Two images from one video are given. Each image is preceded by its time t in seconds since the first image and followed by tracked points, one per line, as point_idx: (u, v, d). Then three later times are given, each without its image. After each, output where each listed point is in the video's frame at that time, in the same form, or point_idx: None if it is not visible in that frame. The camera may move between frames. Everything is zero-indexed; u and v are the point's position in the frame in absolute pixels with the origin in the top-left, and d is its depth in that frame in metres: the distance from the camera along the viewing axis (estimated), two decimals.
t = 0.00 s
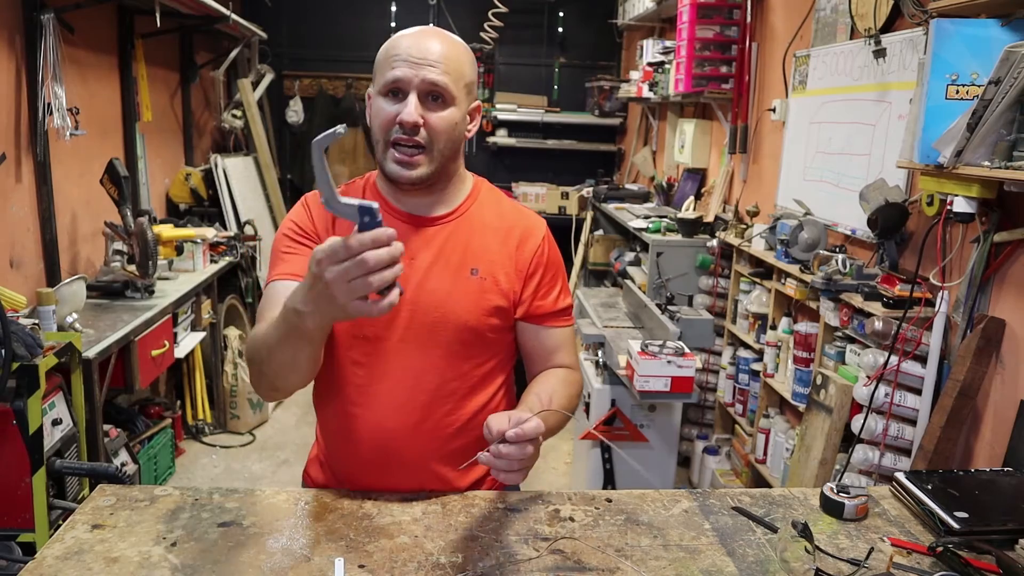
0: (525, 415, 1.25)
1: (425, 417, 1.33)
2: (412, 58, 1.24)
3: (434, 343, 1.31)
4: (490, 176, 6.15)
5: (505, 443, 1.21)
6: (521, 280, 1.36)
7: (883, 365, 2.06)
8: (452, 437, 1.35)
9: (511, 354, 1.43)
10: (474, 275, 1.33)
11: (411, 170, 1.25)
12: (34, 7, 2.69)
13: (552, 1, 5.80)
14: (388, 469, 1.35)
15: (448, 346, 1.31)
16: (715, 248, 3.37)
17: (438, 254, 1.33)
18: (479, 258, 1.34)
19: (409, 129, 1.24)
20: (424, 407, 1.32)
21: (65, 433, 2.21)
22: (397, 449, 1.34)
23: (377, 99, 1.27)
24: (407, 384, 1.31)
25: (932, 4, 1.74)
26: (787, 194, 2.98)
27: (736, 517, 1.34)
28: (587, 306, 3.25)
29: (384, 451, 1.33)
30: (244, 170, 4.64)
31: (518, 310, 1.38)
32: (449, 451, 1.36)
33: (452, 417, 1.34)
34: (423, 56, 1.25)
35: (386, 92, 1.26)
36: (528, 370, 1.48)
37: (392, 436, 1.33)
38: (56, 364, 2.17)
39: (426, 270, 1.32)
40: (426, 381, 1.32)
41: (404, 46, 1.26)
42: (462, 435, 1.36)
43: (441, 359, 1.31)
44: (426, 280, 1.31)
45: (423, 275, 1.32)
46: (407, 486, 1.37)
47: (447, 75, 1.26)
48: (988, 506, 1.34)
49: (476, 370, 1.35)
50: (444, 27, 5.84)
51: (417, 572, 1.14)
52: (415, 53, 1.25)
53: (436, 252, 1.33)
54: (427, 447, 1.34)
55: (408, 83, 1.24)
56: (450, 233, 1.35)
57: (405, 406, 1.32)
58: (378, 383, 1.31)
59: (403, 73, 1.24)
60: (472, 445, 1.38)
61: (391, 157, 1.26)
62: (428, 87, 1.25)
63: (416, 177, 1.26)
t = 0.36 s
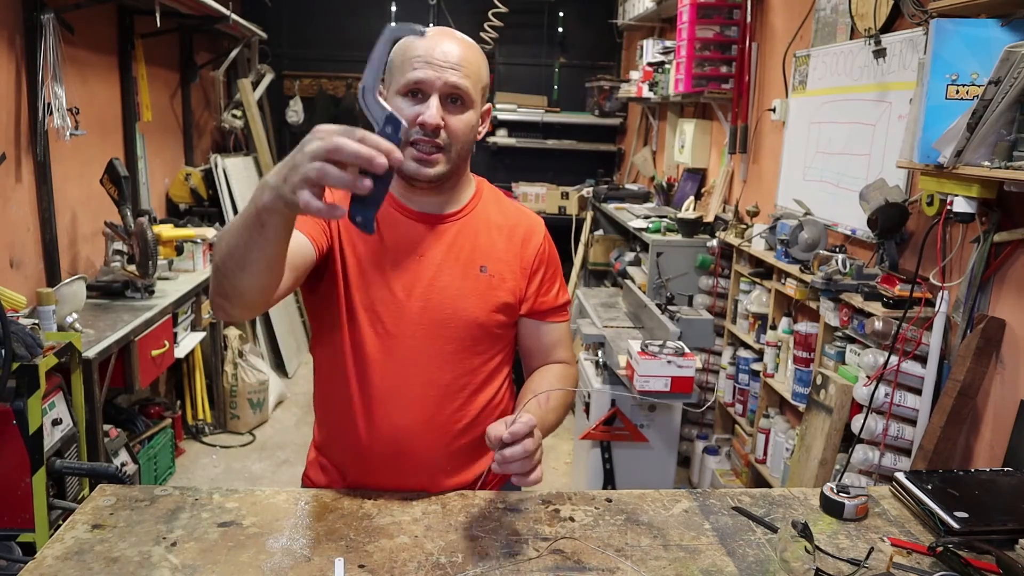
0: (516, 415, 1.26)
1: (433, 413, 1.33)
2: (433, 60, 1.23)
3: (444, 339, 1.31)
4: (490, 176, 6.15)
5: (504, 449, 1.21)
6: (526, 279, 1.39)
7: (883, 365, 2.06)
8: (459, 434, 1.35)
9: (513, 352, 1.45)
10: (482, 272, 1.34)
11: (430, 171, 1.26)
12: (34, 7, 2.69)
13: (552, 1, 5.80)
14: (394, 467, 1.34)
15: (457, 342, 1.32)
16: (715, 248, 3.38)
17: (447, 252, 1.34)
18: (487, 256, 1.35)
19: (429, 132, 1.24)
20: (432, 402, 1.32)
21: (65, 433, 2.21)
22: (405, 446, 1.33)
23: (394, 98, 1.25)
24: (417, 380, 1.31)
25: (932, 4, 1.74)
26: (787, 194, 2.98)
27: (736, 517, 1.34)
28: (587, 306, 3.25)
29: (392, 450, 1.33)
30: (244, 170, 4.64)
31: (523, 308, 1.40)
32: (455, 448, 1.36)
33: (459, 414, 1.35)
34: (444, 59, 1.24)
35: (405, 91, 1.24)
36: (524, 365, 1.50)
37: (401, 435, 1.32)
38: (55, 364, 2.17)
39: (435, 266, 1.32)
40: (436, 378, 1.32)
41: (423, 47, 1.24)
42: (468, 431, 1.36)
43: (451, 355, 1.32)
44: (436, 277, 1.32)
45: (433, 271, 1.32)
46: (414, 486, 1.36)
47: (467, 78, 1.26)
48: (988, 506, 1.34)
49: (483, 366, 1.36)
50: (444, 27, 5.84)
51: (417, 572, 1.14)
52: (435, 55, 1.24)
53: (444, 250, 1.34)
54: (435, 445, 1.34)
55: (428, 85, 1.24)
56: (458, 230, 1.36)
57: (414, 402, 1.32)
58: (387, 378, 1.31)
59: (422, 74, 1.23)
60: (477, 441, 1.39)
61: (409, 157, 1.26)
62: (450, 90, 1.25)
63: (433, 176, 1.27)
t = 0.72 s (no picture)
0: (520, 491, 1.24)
1: (433, 410, 1.33)
2: (432, 56, 1.24)
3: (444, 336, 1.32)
4: (490, 176, 6.15)
5: (514, 532, 1.21)
6: (527, 277, 1.39)
7: (883, 365, 2.06)
8: (461, 432, 1.36)
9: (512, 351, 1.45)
10: (483, 270, 1.34)
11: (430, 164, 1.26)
12: (34, 7, 2.69)
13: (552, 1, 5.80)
14: (393, 465, 1.34)
15: (458, 339, 1.32)
16: (715, 248, 3.38)
17: (449, 250, 1.34)
18: (488, 255, 1.36)
19: (430, 126, 1.23)
20: (432, 398, 1.32)
21: (65, 433, 2.21)
22: (405, 443, 1.33)
23: (394, 94, 1.25)
24: (417, 377, 1.31)
25: (932, 5, 1.74)
26: (787, 194, 2.98)
27: (736, 517, 1.34)
28: (587, 306, 3.25)
29: (393, 449, 1.33)
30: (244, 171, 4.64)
31: (523, 306, 1.40)
32: (454, 446, 1.36)
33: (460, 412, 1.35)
34: (445, 55, 1.25)
35: (405, 87, 1.24)
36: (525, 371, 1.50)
37: (402, 433, 1.32)
38: (55, 364, 2.17)
39: (437, 264, 1.33)
40: (437, 376, 1.32)
41: (422, 44, 1.25)
42: (469, 430, 1.37)
43: (451, 352, 1.32)
44: (437, 275, 1.32)
45: (434, 269, 1.33)
46: (415, 485, 1.36)
47: (468, 75, 1.27)
48: (988, 506, 1.34)
49: (483, 363, 1.36)
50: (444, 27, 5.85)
51: (418, 572, 1.14)
52: (434, 51, 1.25)
53: (445, 248, 1.34)
54: (436, 444, 1.34)
55: (429, 80, 1.24)
56: (460, 229, 1.36)
57: (414, 399, 1.32)
58: (387, 376, 1.31)
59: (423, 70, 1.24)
60: (476, 440, 1.39)
61: (408, 152, 1.25)
62: (450, 86, 1.25)
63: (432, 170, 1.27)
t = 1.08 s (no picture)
0: (532, 501, 1.23)
1: (437, 414, 1.33)
2: (453, 62, 1.24)
3: (451, 343, 1.32)
4: (490, 176, 6.15)
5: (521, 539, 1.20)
6: (533, 285, 1.40)
7: (883, 365, 2.06)
8: (463, 437, 1.36)
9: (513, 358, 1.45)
10: (492, 277, 1.35)
11: (445, 173, 1.26)
12: (34, 8, 2.69)
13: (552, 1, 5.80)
14: (395, 468, 1.34)
15: (464, 345, 1.33)
16: (715, 248, 3.38)
17: (456, 256, 1.34)
18: (495, 262, 1.36)
19: (446, 134, 1.24)
20: (436, 404, 1.33)
21: (65, 433, 2.21)
22: (407, 446, 1.33)
23: (411, 98, 1.25)
24: (422, 381, 1.31)
25: (932, 4, 1.74)
26: (787, 194, 2.98)
27: (736, 517, 1.34)
28: (587, 306, 3.25)
29: (395, 452, 1.33)
30: (244, 171, 4.64)
31: (528, 314, 1.40)
32: (456, 451, 1.36)
33: (463, 417, 1.36)
34: (464, 62, 1.25)
35: (424, 92, 1.25)
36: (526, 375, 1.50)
37: (406, 437, 1.32)
38: (55, 364, 2.17)
39: (443, 270, 1.33)
40: (442, 381, 1.32)
41: (442, 49, 1.25)
42: (471, 434, 1.37)
43: (457, 358, 1.33)
44: (445, 281, 1.32)
45: (441, 275, 1.33)
46: (415, 488, 1.36)
47: (488, 84, 1.26)
48: (989, 506, 1.34)
49: (487, 370, 1.36)
50: (444, 28, 5.85)
51: (418, 572, 1.14)
52: (454, 57, 1.24)
53: (454, 254, 1.34)
54: (439, 449, 1.34)
55: (448, 88, 1.24)
56: (467, 236, 1.36)
57: (418, 404, 1.32)
58: (392, 381, 1.31)
59: (442, 76, 1.24)
60: (478, 444, 1.39)
61: (423, 159, 1.26)
62: (470, 94, 1.25)
63: (445, 179, 1.27)
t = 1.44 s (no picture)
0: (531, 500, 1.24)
1: (436, 416, 1.33)
2: (451, 73, 1.23)
3: (451, 347, 1.32)
4: (490, 176, 6.15)
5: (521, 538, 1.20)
6: (534, 288, 1.40)
7: (883, 365, 2.06)
8: (463, 438, 1.36)
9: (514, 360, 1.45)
10: (492, 281, 1.35)
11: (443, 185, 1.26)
12: (34, 8, 2.69)
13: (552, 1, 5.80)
14: (395, 470, 1.34)
15: (464, 349, 1.32)
16: (715, 248, 3.38)
17: (456, 260, 1.34)
18: (495, 265, 1.36)
19: (445, 147, 1.24)
20: (436, 407, 1.32)
21: (65, 433, 2.21)
22: (407, 448, 1.33)
23: (409, 109, 1.25)
24: (422, 384, 1.31)
25: (932, 4, 1.74)
26: (787, 194, 2.98)
27: (736, 517, 1.34)
28: (587, 306, 3.25)
29: (395, 454, 1.33)
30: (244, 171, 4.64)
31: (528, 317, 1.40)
32: (456, 453, 1.36)
33: (463, 419, 1.36)
34: (463, 72, 1.24)
35: (422, 103, 1.24)
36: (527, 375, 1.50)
37: (406, 439, 1.32)
38: (55, 364, 2.17)
39: (444, 274, 1.33)
40: (443, 384, 1.32)
41: (441, 57, 1.24)
42: (470, 437, 1.37)
43: (457, 361, 1.32)
44: (445, 285, 1.32)
45: (442, 279, 1.32)
46: (414, 489, 1.36)
47: (487, 93, 1.26)
48: (989, 507, 1.34)
49: (487, 373, 1.36)
50: (444, 28, 5.85)
51: (418, 572, 1.14)
52: (453, 66, 1.24)
53: (455, 258, 1.34)
54: (439, 451, 1.34)
55: (447, 99, 1.23)
56: (468, 239, 1.36)
57: (418, 407, 1.32)
58: (392, 384, 1.31)
59: (440, 87, 1.23)
60: (478, 446, 1.39)
61: (421, 170, 1.26)
62: (469, 105, 1.25)
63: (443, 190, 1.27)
